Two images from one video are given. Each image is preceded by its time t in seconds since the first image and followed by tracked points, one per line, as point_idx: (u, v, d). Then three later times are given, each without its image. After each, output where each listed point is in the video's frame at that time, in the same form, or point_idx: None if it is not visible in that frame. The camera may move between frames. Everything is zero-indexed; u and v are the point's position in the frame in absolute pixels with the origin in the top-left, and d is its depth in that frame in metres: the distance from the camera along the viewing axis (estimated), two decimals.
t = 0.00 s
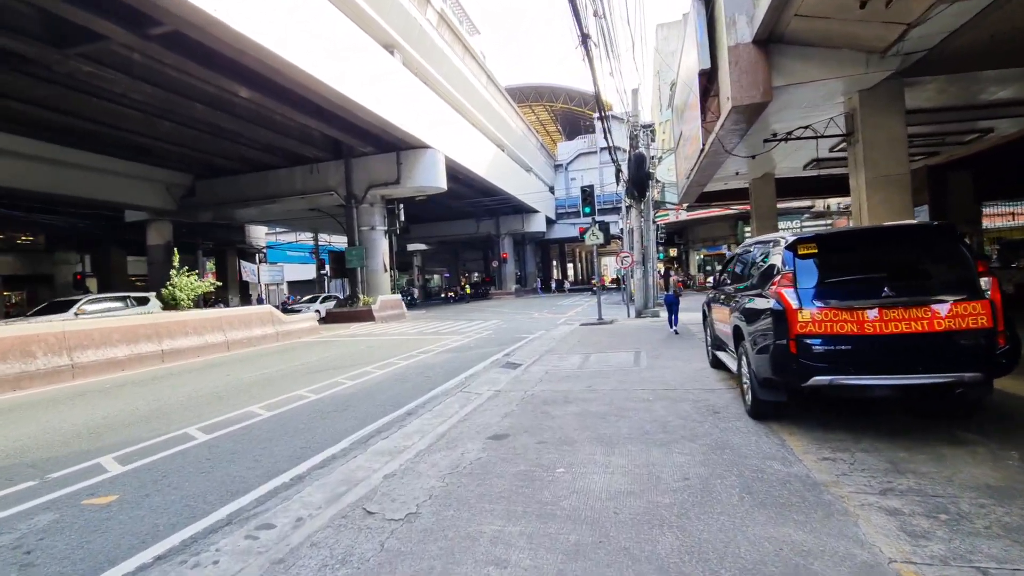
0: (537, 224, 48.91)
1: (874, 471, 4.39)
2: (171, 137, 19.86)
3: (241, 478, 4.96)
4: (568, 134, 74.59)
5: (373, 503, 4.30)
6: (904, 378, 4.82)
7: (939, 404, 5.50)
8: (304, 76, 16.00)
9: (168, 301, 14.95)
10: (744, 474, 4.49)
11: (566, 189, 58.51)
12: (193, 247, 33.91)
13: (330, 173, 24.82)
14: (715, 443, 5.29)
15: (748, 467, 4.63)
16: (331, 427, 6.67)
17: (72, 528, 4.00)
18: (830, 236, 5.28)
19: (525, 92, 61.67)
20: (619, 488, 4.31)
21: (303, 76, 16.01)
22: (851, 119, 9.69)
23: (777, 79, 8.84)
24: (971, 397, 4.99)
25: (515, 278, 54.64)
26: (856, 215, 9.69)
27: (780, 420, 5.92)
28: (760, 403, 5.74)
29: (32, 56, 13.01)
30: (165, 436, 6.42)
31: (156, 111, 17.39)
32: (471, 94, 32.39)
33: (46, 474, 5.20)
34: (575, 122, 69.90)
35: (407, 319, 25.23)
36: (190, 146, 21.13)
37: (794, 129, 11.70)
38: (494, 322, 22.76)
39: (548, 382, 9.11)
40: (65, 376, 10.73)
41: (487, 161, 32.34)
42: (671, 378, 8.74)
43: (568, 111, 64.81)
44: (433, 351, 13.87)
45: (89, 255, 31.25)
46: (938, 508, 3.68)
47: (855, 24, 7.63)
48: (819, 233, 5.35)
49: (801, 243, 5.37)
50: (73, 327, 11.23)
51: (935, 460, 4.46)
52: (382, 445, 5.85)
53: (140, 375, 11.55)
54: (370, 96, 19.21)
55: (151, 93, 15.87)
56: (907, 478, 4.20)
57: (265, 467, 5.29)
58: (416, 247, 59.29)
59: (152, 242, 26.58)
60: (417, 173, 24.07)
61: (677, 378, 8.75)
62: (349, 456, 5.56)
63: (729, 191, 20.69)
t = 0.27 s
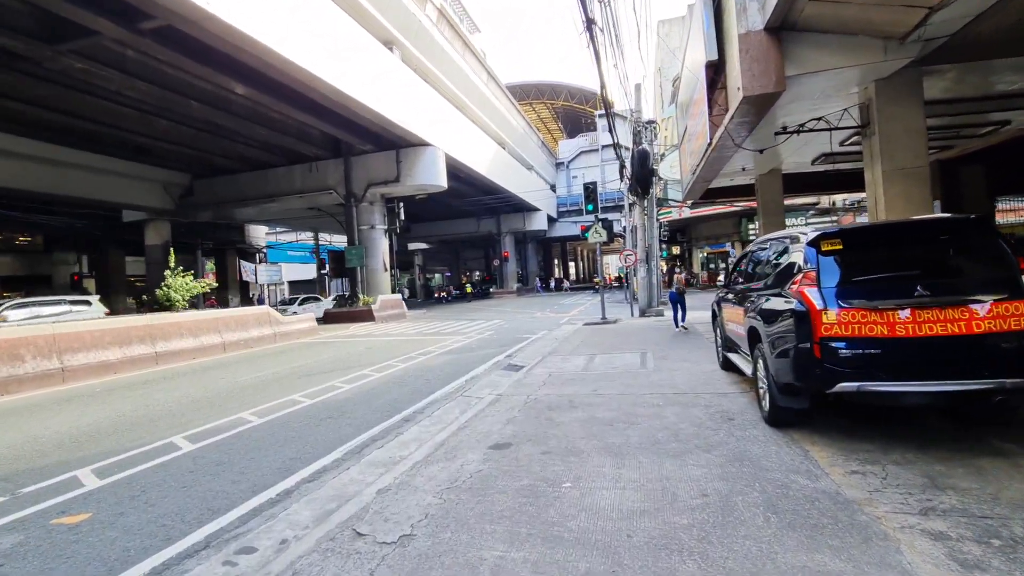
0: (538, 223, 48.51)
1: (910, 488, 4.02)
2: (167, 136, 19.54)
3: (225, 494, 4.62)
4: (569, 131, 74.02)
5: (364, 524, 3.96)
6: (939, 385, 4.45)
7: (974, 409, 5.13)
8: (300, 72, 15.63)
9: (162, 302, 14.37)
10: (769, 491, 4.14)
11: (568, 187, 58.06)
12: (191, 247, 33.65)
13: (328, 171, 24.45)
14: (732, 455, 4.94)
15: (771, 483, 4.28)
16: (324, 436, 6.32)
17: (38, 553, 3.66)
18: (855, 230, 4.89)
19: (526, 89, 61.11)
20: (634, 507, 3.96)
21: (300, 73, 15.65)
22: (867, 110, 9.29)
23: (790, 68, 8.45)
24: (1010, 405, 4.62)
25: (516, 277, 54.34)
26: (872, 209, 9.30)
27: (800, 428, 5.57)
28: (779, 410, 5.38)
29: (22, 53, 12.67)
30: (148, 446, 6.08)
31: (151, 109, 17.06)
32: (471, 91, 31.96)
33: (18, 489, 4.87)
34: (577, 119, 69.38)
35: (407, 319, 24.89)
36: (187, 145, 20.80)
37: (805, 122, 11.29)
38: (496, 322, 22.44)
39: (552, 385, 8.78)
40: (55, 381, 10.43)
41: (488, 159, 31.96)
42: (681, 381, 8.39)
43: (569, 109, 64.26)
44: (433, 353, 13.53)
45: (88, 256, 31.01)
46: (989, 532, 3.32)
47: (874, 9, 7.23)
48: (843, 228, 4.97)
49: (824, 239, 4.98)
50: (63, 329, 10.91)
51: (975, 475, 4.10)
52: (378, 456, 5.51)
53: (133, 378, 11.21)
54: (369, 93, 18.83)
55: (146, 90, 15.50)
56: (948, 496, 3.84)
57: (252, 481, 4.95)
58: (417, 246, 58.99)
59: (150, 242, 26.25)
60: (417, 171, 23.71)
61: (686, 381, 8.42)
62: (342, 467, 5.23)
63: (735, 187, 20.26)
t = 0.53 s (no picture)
0: (542, 222, 48.13)
1: (955, 506, 3.64)
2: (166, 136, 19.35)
3: (205, 511, 4.29)
4: (573, 130, 73.50)
5: (353, 546, 3.61)
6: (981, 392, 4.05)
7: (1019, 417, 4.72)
8: (298, 70, 15.35)
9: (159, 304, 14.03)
10: (797, 508, 3.77)
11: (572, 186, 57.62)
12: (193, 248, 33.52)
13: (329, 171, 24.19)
14: (753, 467, 4.57)
15: (798, 500, 3.90)
16: (317, 444, 5.99)
17: None
18: (888, 222, 4.48)
19: (529, 88, 60.68)
20: (650, 528, 3.59)
21: (298, 70, 15.35)
22: (885, 101, 8.87)
23: (806, 55, 8.05)
24: None
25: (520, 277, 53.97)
26: (891, 204, 8.91)
27: (823, 437, 5.19)
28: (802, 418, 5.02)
29: (15, 51, 12.46)
30: (131, 457, 5.76)
31: (148, 108, 16.85)
32: (474, 89, 31.62)
33: None
34: (580, 118, 68.88)
35: (409, 320, 24.54)
36: (185, 144, 20.57)
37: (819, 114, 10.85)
38: (499, 322, 22.08)
39: (558, 389, 8.42)
40: (47, 385, 10.20)
41: (491, 158, 31.63)
42: (693, 385, 8.01)
43: (573, 108, 63.78)
44: (435, 355, 13.17)
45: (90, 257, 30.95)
46: None
47: None
48: (872, 221, 4.58)
49: (851, 233, 4.59)
50: (56, 332, 10.67)
51: None
52: (373, 468, 5.17)
53: (127, 383, 10.93)
54: (370, 91, 18.50)
55: (141, 89, 15.27)
56: (999, 516, 3.45)
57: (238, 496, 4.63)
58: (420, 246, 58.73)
59: (150, 243, 26.15)
60: (419, 170, 23.41)
61: (698, 385, 8.03)
62: (334, 481, 4.88)
63: (743, 184, 19.78)
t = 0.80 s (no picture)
0: (544, 222, 47.79)
1: (1010, 528, 3.25)
2: (161, 141, 19.14)
3: (182, 539, 3.98)
4: (574, 129, 73.14)
5: None
6: None
7: None
8: (292, 71, 15.08)
9: (155, 312, 13.72)
10: (829, 531, 3.40)
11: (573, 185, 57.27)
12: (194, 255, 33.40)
13: (327, 174, 23.91)
14: (776, 482, 4.20)
15: (831, 521, 3.52)
16: (307, 459, 5.66)
17: None
18: (920, 212, 4.09)
19: (529, 87, 60.43)
20: (667, 556, 3.25)
21: (292, 71, 15.07)
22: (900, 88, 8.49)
23: (817, 40, 7.67)
24: None
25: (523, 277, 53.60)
26: (908, 195, 8.54)
27: (851, 446, 4.81)
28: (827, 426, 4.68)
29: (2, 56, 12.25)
30: (111, 477, 5.47)
31: (141, 113, 16.63)
32: (472, 88, 31.29)
33: None
34: (581, 117, 68.51)
35: (411, 323, 24.19)
36: (181, 149, 20.38)
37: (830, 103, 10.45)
38: (502, 324, 21.75)
39: (563, 395, 8.07)
40: (39, 397, 9.95)
41: (491, 158, 31.30)
42: (705, 389, 7.63)
43: (573, 106, 63.45)
44: (437, 360, 12.85)
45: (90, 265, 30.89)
46: None
47: None
48: (903, 211, 4.19)
49: (880, 225, 4.21)
50: (48, 342, 10.42)
51: None
52: (367, 486, 4.85)
53: (119, 393, 10.66)
54: (366, 91, 18.23)
55: (132, 92, 15.04)
56: None
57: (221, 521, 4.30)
58: (422, 248, 58.52)
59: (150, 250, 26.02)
60: (417, 171, 23.09)
61: (711, 389, 7.65)
62: (324, 503, 4.55)
63: (750, 178, 19.32)
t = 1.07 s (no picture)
0: (544, 223, 47.52)
1: None
2: (155, 140, 18.83)
3: (146, 563, 3.61)
4: (573, 130, 73.04)
5: None
6: None
7: None
8: (287, 69, 14.81)
9: (144, 315, 13.39)
10: (865, 558, 3.03)
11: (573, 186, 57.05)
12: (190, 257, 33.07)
13: (325, 174, 23.61)
14: (799, 499, 3.83)
15: (865, 545, 3.15)
16: (290, 471, 5.28)
17: None
18: (955, 203, 3.77)
19: (529, 89, 60.33)
20: None
21: (286, 69, 14.78)
22: (919, 77, 8.24)
23: (829, 28, 7.36)
24: None
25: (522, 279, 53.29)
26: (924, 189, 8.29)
27: (878, 458, 4.45)
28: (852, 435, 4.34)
29: None
30: (82, 491, 5.06)
31: (134, 112, 16.34)
32: (471, 89, 31.06)
33: None
34: (581, 118, 68.42)
35: (409, 326, 23.83)
36: (174, 149, 20.07)
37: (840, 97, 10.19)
38: (501, 326, 21.42)
39: (564, 400, 7.70)
40: (20, 404, 9.52)
41: (490, 159, 31.05)
42: (713, 395, 7.27)
43: (573, 108, 63.39)
44: (434, 362, 12.50)
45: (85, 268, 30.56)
46: None
47: None
48: (937, 202, 3.85)
49: (912, 217, 3.88)
50: (31, 347, 9.99)
51: None
52: (354, 501, 4.50)
53: (104, 399, 10.26)
54: (364, 90, 17.96)
55: (123, 90, 14.74)
56: None
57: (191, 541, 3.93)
58: (421, 250, 58.25)
59: (144, 252, 25.71)
60: (416, 171, 22.80)
61: (719, 394, 7.28)
62: (307, 519, 4.19)
63: (753, 177, 19.00)
